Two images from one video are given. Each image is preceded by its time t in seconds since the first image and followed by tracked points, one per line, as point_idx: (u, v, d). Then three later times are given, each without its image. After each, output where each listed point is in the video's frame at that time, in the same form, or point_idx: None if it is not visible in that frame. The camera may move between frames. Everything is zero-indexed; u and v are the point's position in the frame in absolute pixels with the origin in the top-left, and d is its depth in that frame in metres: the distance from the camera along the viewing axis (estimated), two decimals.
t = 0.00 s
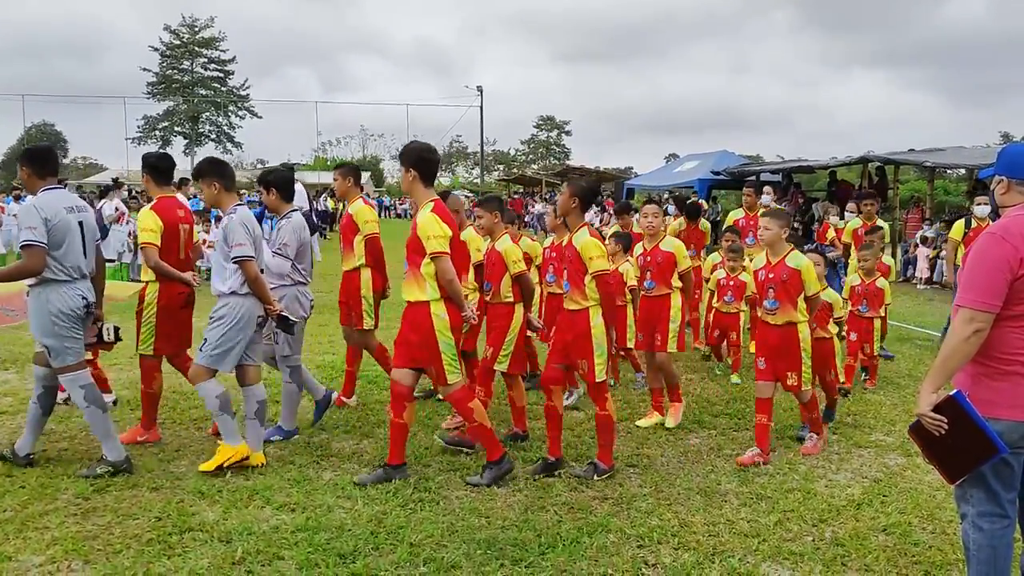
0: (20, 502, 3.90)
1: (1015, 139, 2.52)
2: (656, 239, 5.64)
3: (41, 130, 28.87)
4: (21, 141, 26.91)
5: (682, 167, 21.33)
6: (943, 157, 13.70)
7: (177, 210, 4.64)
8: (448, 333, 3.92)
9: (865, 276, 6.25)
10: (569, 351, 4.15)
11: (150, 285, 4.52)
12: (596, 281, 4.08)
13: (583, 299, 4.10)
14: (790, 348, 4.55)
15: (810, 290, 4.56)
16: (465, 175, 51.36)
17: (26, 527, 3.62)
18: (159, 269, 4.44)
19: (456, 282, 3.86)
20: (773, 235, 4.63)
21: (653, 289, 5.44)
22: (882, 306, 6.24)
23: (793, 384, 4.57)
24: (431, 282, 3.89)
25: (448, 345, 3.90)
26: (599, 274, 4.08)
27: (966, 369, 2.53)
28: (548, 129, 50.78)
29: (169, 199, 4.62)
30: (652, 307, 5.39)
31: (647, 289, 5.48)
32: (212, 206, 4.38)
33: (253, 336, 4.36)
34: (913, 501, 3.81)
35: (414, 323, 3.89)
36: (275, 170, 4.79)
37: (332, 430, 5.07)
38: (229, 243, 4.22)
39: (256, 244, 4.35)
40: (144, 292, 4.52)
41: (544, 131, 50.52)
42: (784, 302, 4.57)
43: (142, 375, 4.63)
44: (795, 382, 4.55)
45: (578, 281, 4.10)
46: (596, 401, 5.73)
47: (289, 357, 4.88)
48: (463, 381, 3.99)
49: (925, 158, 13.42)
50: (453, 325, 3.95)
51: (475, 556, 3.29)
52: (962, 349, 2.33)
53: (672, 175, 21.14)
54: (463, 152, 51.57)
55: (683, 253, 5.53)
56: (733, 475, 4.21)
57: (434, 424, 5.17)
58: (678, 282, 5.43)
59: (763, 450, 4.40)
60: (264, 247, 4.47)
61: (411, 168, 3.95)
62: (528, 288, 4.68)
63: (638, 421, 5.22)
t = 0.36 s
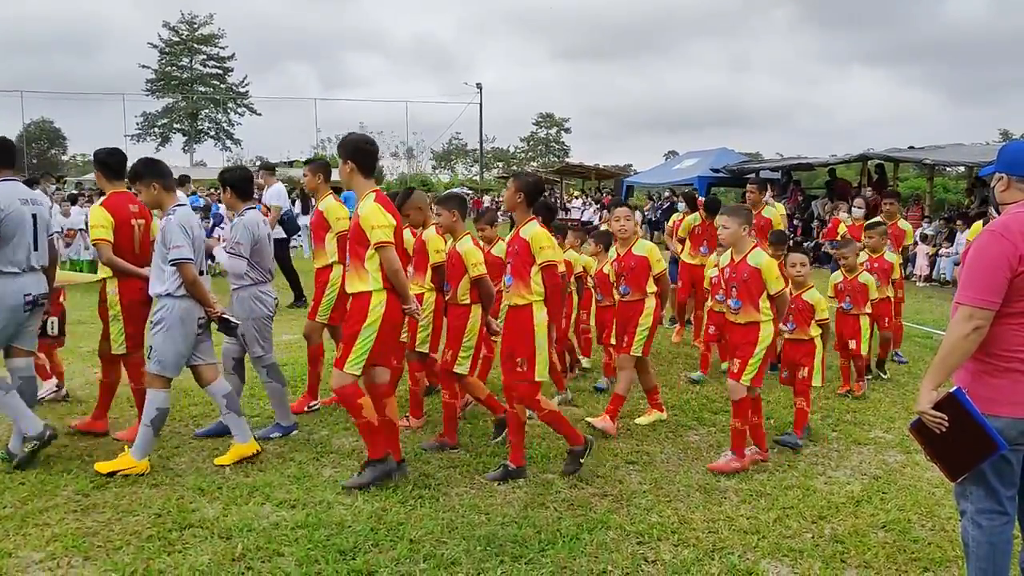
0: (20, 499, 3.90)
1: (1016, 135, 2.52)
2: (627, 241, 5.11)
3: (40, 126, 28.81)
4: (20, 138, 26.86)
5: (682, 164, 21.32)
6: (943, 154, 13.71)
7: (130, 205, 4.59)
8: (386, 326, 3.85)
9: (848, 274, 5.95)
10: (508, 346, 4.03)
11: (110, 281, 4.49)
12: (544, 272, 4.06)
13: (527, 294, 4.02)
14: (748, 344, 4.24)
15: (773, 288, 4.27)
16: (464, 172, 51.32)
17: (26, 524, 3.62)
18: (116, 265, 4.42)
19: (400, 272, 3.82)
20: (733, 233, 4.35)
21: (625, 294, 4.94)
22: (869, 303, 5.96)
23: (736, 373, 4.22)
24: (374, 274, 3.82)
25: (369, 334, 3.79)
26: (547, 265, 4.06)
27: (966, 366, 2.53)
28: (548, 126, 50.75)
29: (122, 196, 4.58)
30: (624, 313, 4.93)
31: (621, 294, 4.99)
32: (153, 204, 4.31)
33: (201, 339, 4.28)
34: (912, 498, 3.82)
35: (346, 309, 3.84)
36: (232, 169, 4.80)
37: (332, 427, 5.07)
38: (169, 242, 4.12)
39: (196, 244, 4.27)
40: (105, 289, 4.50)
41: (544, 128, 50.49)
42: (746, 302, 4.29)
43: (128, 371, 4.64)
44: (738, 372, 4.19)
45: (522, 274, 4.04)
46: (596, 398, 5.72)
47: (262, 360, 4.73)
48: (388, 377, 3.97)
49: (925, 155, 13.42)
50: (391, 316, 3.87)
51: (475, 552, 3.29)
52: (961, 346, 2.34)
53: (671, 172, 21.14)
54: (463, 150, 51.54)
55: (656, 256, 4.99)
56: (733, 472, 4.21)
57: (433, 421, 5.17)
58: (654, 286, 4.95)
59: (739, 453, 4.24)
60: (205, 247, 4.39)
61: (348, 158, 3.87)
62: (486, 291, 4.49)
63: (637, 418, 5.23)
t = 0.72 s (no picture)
0: (19, 496, 3.90)
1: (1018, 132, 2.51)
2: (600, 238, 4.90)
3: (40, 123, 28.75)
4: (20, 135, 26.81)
5: (682, 162, 21.28)
6: (943, 152, 13.70)
7: (82, 204, 4.58)
8: (311, 333, 3.77)
9: (839, 276, 5.62)
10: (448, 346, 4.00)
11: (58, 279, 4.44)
12: (488, 272, 3.98)
13: (470, 296, 3.96)
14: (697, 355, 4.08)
15: (724, 294, 4.04)
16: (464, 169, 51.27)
17: (25, 521, 3.62)
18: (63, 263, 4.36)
19: (320, 280, 3.69)
20: (686, 234, 4.10)
21: (592, 292, 4.76)
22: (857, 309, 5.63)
23: (691, 386, 4.09)
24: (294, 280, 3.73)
25: (289, 342, 3.71)
26: (490, 263, 3.99)
27: (966, 364, 2.52)
28: (548, 124, 50.70)
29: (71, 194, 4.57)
30: (591, 310, 4.79)
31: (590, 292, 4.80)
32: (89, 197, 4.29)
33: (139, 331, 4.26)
34: (913, 496, 3.81)
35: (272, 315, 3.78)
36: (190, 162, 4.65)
37: (332, 424, 5.07)
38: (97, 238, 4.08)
39: (128, 239, 4.23)
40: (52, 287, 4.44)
41: (544, 126, 50.44)
42: (697, 306, 4.08)
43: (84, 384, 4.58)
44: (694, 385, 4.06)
45: (465, 278, 3.99)
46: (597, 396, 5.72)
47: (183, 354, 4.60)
48: (325, 377, 3.91)
49: (925, 153, 13.40)
50: (316, 325, 3.78)
51: (474, 550, 3.29)
52: (961, 344, 2.33)
53: (671, 170, 21.12)
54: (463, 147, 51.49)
55: (629, 255, 4.80)
56: (733, 470, 4.21)
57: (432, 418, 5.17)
58: (624, 286, 4.76)
59: (692, 463, 4.07)
60: (139, 243, 4.36)
61: (277, 158, 3.79)
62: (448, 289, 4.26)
63: (639, 415, 5.23)
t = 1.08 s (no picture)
0: (19, 494, 3.90)
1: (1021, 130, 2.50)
2: (567, 237, 4.81)
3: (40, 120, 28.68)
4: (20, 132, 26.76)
5: (682, 159, 21.26)
6: (943, 150, 13.68)
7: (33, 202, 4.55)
8: (250, 327, 3.77)
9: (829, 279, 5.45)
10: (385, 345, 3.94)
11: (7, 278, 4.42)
12: (419, 274, 3.85)
13: (401, 295, 3.89)
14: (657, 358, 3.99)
15: (679, 292, 3.97)
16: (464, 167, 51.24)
17: (26, 519, 3.62)
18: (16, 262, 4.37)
19: (252, 272, 3.70)
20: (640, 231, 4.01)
21: (560, 295, 4.62)
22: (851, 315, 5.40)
23: (663, 392, 4.01)
24: (229, 275, 3.74)
25: (244, 339, 3.74)
26: (421, 267, 3.84)
27: (966, 363, 2.52)
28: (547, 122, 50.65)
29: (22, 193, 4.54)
30: (559, 314, 4.64)
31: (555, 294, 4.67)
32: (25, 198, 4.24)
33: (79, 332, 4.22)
34: (914, 494, 3.81)
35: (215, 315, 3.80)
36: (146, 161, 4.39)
37: (332, 422, 5.06)
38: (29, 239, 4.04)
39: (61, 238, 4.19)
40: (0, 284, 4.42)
41: (544, 124, 50.41)
42: (653, 305, 4.01)
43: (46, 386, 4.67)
44: (661, 390, 4.01)
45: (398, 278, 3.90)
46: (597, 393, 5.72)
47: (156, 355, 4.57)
48: (267, 380, 3.83)
49: (925, 151, 13.38)
50: (257, 320, 3.80)
51: (475, 548, 3.29)
52: (961, 343, 2.33)
53: (671, 168, 21.10)
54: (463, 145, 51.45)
55: (595, 256, 4.75)
56: (733, 468, 4.21)
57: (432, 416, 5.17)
58: (591, 287, 4.70)
59: (601, 456, 4.05)
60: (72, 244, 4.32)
61: (209, 151, 3.81)
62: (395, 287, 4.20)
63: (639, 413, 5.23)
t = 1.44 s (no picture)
0: (21, 491, 3.90)
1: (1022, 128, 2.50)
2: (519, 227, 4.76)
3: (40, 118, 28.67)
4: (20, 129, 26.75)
5: (683, 157, 21.24)
6: (944, 148, 13.66)
7: None
8: (175, 322, 3.74)
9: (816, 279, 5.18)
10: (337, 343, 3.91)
11: None
12: (367, 274, 3.81)
13: (351, 298, 3.81)
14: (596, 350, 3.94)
15: (621, 283, 3.88)
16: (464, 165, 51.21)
17: (28, 516, 3.63)
18: None
19: (196, 265, 3.70)
20: (582, 224, 3.98)
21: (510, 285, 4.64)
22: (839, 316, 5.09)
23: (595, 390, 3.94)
24: (169, 266, 3.75)
25: (168, 333, 3.72)
26: (369, 268, 3.81)
27: (967, 361, 2.53)
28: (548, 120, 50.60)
29: None
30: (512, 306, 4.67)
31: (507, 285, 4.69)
32: None
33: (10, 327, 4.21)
34: (915, 493, 3.81)
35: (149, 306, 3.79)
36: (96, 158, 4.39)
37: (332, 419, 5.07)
38: None
39: None
40: None
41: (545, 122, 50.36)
42: (595, 298, 3.93)
43: None
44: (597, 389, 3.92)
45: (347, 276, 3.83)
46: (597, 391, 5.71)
47: (118, 351, 4.56)
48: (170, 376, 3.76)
49: (926, 150, 13.36)
50: (190, 314, 3.79)
51: (476, 545, 3.29)
52: (962, 342, 2.33)
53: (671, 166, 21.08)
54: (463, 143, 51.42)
55: (543, 248, 4.71)
56: (734, 466, 4.21)
57: (433, 414, 5.17)
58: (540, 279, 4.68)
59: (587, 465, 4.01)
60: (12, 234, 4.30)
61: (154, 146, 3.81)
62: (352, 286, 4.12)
63: (639, 412, 5.23)
